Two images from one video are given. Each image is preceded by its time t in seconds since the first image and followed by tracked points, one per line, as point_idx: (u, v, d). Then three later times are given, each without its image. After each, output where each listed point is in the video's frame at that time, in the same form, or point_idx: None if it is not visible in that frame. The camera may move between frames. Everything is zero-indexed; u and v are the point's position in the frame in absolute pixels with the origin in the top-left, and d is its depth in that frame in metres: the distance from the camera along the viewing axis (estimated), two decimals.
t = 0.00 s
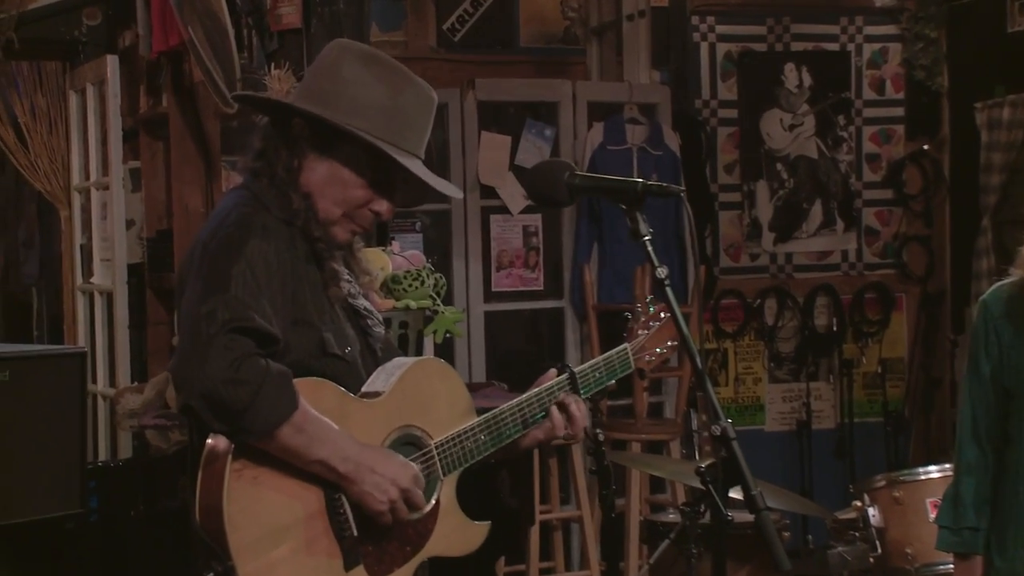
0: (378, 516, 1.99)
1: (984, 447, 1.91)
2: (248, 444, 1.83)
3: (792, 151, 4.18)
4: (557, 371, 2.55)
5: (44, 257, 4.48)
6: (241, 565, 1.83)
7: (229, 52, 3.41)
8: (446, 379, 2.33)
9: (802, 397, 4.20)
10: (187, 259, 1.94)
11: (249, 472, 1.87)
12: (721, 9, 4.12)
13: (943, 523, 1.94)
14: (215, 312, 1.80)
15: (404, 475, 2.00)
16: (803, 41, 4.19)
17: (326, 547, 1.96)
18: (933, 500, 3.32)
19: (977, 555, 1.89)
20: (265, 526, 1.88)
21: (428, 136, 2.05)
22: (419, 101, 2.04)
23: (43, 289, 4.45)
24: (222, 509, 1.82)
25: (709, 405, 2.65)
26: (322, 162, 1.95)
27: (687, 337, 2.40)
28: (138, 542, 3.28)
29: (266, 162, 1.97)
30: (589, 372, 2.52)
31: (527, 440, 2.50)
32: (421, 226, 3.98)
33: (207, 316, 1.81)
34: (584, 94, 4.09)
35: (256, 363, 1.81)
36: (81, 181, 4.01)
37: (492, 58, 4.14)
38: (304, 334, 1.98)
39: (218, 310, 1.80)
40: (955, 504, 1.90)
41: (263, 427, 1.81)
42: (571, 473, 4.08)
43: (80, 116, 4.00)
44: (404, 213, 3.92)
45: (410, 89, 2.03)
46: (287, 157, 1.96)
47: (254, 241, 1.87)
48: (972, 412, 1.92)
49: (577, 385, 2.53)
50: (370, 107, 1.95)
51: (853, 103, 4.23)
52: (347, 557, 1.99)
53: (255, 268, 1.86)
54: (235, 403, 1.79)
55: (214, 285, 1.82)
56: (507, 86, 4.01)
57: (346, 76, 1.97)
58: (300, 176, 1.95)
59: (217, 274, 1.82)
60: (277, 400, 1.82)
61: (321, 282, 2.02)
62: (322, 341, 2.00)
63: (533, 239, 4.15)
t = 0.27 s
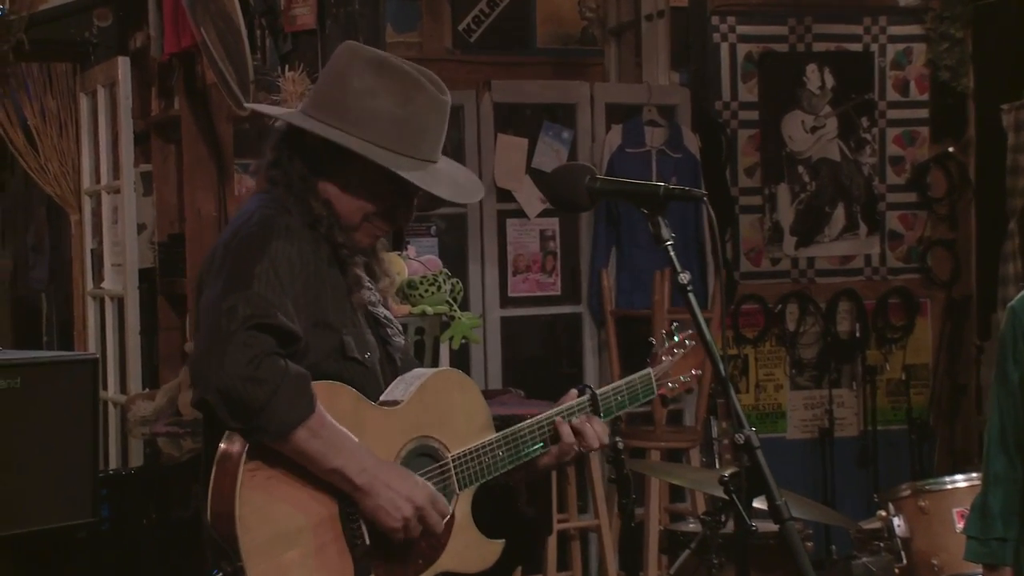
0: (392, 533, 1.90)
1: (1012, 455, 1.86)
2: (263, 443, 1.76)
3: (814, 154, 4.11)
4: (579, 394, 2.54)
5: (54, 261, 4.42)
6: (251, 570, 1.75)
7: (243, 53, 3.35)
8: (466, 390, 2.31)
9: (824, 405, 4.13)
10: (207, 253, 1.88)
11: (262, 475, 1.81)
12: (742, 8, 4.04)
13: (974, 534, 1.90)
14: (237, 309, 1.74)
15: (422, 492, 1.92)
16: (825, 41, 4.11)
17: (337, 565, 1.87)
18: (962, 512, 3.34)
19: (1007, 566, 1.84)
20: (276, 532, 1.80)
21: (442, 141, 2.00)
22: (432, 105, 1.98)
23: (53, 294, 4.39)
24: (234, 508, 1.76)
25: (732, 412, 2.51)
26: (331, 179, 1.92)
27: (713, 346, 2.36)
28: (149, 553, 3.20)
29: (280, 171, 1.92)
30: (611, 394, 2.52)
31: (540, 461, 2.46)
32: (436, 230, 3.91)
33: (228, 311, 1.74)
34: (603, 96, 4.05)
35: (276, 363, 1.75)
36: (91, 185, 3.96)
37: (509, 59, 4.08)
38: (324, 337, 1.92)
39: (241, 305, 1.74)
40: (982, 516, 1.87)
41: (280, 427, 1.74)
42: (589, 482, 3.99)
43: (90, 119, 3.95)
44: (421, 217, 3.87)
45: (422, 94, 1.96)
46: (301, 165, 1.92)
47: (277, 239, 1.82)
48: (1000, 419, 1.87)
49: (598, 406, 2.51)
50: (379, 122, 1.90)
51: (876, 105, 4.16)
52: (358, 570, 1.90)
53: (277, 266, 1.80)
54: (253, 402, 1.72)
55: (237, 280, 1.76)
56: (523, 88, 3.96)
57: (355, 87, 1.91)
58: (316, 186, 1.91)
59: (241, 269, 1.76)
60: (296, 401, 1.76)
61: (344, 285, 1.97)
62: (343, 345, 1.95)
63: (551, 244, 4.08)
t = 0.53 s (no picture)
0: (410, 532, 1.92)
1: None
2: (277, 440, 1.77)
3: (835, 155, 4.04)
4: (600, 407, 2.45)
5: (64, 264, 4.37)
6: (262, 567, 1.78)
7: (255, 55, 3.29)
8: (487, 399, 2.28)
9: (845, 409, 4.08)
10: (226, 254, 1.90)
11: (277, 473, 1.83)
12: (763, 7, 3.97)
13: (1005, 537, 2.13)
14: (251, 305, 1.75)
15: (440, 491, 1.94)
16: (847, 40, 4.05)
17: (353, 561, 1.90)
18: (987, 519, 3.28)
19: None
20: (293, 531, 1.83)
21: (469, 145, 2.00)
22: (460, 109, 1.99)
23: (64, 297, 4.35)
24: (248, 507, 1.79)
25: (754, 417, 2.40)
26: (359, 177, 1.92)
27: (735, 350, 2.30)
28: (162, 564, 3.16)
29: (306, 177, 1.93)
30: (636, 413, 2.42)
31: (563, 475, 2.39)
32: (451, 233, 3.85)
33: (243, 307, 1.76)
34: (620, 97, 3.98)
35: (288, 358, 1.76)
36: (101, 187, 3.91)
37: (526, 59, 4.03)
38: (342, 339, 1.93)
39: (256, 301, 1.76)
40: (1011, 524, 2.09)
41: (292, 423, 1.75)
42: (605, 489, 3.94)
43: (101, 120, 3.90)
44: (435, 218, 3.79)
45: (449, 95, 1.97)
46: (327, 165, 1.94)
47: (294, 239, 1.84)
48: None
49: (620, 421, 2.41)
50: (407, 122, 1.91)
51: (898, 105, 4.09)
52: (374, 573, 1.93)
53: (294, 265, 1.82)
54: (265, 396, 1.74)
55: (253, 276, 1.78)
56: (540, 88, 3.89)
57: (383, 88, 1.92)
58: (343, 186, 1.93)
59: (257, 266, 1.78)
60: (309, 398, 1.76)
61: (362, 288, 1.98)
62: (361, 348, 1.95)
63: (566, 246, 4.01)
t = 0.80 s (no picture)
0: (433, 535, 1.91)
1: None
2: (295, 446, 1.77)
3: (851, 156, 4.05)
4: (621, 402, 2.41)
5: (78, 264, 4.37)
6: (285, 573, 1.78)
7: (271, 56, 3.28)
8: (505, 399, 2.27)
9: (861, 411, 4.09)
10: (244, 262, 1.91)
11: (296, 478, 1.82)
12: (777, 7, 3.99)
13: None
14: (272, 310, 1.77)
15: (457, 493, 1.93)
16: (863, 40, 4.05)
17: (374, 564, 1.90)
18: (1005, 520, 3.24)
19: None
20: (313, 534, 1.83)
21: (504, 170, 1.99)
22: (502, 135, 2.00)
23: (79, 297, 4.35)
24: (267, 512, 1.77)
25: (772, 417, 2.36)
26: (394, 177, 1.89)
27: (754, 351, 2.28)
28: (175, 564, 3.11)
29: (338, 167, 1.94)
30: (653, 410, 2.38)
31: (580, 475, 2.36)
32: (466, 233, 3.83)
33: (263, 312, 1.77)
34: (635, 97, 3.97)
35: (309, 363, 1.77)
36: (117, 187, 3.91)
37: (541, 59, 4.02)
38: (361, 343, 1.93)
39: (276, 306, 1.77)
40: None
41: (314, 430, 1.76)
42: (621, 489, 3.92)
43: (116, 120, 3.90)
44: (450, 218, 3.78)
45: (494, 118, 1.99)
46: (361, 167, 1.91)
47: (313, 244, 1.84)
48: None
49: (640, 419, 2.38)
50: (452, 132, 1.92)
51: (915, 105, 4.09)
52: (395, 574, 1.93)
53: (314, 270, 1.83)
54: (286, 402, 1.74)
55: (273, 281, 1.80)
56: (555, 87, 3.88)
57: (432, 98, 1.93)
58: (371, 188, 1.91)
59: (277, 271, 1.79)
60: (329, 403, 1.77)
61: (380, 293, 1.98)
62: (379, 351, 1.96)
63: (581, 246, 4.01)
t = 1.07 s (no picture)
0: (456, 531, 1.90)
1: None
2: (318, 447, 1.77)
3: (866, 155, 4.08)
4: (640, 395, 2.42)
5: (92, 264, 4.38)
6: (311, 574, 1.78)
7: (285, 57, 3.28)
8: (525, 395, 2.28)
9: (876, 412, 4.12)
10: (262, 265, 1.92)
11: (320, 478, 1.83)
12: (790, 7, 4.02)
13: None
14: (287, 312, 1.77)
15: (481, 486, 1.93)
16: (876, 40, 4.09)
17: (398, 563, 1.91)
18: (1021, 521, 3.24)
19: None
20: (338, 535, 1.83)
21: (517, 162, 1.99)
22: (515, 125, 1.99)
23: (92, 297, 4.36)
24: (292, 514, 1.78)
25: (788, 417, 2.37)
26: (411, 172, 1.91)
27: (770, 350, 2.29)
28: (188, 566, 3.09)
29: (356, 165, 1.94)
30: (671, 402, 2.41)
31: (601, 469, 2.38)
32: (480, 234, 3.84)
33: (279, 314, 1.77)
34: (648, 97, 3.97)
35: (327, 364, 1.77)
36: (131, 188, 3.91)
37: (553, 59, 4.01)
38: (380, 340, 1.93)
39: (291, 308, 1.77)
40: None
41: (332, 430, 1.76)
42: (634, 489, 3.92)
43: (129, 121, 3.90)
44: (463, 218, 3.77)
45: (509, 110, 1.99)
46: (381, 165, 1.92)
47: (329, 244, 1.84)
48: None
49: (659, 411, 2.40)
50: (466, 124, 1.92)
51: (929, 105, 4.13)
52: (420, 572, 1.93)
53: (329, 270, 1.82)
54: (303, 405, 1.74)
55: (289, 283, 1.79)
56: (568, 87, 3.87)
57: (445, 91, 1.93)
58: (389, 183, 1.91)
59: (292, 273, 1.79)
60: (348, 404, 1.77)
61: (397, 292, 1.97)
62: (397, 349, 1.96)
63: (595, 246, 4.00)
